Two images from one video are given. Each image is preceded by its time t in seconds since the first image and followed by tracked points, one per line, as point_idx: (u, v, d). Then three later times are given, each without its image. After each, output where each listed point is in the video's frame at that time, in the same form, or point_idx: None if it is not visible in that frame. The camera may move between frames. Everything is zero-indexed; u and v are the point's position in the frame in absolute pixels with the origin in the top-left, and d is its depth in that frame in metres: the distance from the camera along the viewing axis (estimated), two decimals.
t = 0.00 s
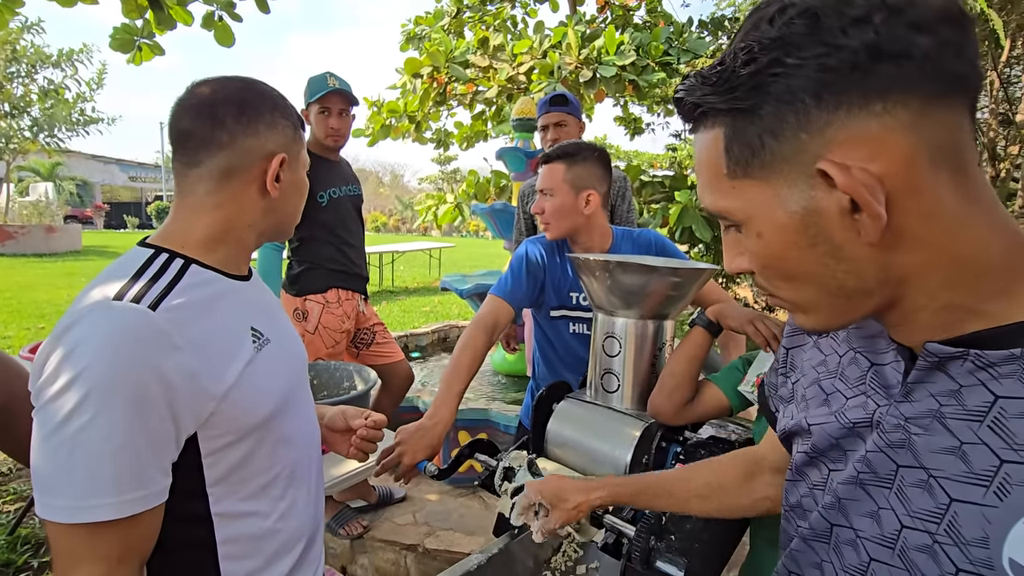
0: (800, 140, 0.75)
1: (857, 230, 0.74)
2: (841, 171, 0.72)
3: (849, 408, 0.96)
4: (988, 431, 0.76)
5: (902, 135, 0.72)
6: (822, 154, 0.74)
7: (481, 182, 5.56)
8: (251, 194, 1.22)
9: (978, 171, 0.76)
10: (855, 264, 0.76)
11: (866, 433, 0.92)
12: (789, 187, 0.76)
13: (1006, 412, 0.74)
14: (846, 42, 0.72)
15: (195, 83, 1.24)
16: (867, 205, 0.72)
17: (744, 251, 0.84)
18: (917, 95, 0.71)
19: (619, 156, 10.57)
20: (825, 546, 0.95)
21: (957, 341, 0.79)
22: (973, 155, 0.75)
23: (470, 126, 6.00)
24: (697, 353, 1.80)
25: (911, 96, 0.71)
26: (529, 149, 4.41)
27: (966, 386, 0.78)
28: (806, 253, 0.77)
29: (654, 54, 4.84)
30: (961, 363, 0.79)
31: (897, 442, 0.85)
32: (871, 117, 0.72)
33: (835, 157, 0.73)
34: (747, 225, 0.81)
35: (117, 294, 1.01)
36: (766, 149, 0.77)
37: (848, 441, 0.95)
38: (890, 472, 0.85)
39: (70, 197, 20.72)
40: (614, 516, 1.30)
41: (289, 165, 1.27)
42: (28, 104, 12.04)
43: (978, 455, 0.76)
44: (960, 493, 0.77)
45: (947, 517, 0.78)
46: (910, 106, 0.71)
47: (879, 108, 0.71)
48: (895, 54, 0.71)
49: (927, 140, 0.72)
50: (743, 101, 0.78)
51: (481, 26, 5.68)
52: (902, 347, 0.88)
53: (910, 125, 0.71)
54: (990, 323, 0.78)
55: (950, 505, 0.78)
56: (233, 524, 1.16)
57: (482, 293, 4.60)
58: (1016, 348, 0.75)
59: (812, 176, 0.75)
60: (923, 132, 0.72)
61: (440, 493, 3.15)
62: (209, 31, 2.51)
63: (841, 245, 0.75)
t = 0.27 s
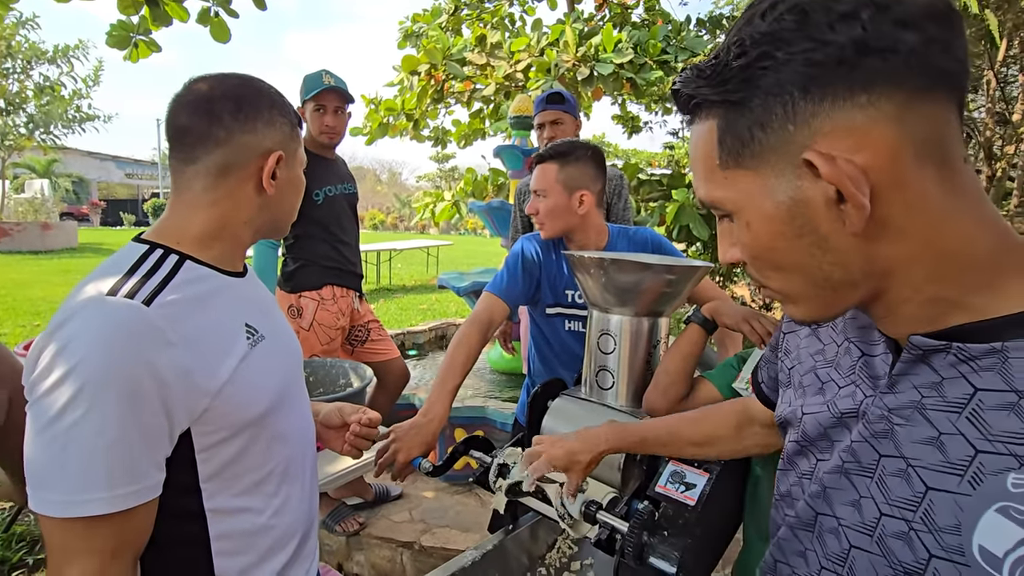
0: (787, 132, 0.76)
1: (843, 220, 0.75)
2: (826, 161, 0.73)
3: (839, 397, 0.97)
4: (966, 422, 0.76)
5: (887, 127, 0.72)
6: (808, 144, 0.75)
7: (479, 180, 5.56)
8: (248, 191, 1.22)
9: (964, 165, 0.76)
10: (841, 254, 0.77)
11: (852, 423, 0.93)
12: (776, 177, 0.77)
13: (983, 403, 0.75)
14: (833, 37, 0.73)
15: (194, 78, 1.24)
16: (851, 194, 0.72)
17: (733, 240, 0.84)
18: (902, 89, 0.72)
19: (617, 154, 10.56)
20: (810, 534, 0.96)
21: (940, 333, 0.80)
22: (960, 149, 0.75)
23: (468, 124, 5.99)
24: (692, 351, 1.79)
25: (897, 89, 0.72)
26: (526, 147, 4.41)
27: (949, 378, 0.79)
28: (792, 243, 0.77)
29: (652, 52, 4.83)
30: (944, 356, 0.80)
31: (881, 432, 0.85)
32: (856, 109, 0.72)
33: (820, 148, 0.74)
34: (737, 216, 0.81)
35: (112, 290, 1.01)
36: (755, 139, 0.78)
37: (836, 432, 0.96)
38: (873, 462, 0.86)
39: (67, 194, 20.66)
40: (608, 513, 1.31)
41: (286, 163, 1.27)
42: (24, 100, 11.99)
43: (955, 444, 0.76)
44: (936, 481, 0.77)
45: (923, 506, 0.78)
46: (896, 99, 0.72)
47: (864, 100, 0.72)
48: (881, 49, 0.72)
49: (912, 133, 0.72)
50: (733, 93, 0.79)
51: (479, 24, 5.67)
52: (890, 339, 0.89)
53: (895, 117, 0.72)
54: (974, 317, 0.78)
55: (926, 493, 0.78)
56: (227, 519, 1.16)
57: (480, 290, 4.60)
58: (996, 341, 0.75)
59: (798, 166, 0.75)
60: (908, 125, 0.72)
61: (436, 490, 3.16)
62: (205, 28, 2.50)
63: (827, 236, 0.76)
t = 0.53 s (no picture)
0: (775, 115, 0.80)
1: (822, 205, 0.78)
2: (806, 145, 0.76)
3: (828, 390, 0.97)
4: (947, 414, 0.77)
5: (870, 116, 0.75)
6: (793, 128, 0.79)
7: (477, 178, 5.56)
8: (239, 186, 1.21)
9: (950, 159, 0.78)
10: (820, 239, 0.80)
11: (840, 416, 0.94)
12: (762, 160, 0.81)
13: (964, 395, 0.76)
14: (825, 25, 0.77)
15: (186, 72, 1.24)
16: (828, 177, 0.76)
17: (722, 223, 0.89)
18: (892, 77, 0.74)
19: (615, 153, 10.54)
20: (799, 526, 0.95)
21: (925, 326, 0.81)
22: (945, 143, 0.77)
23: (466, 122, 5.99)
24: (686, 348, 1.78)
25: (883, 78, 0.74)
26: (524, 145, 4.41)
27: (931, 371, 0.80)
28: (775, 226, 0.81)
29: (650, 50, 4.83)
30: (927, 348, 0.80)
31: (866, 425, 0.86)
32: (840, 97, 0.76)
33: (804, 133, 0.78)
34: (725, 196, 0.86)
35: (100, 287, 1.01)
36: (746, 121, 0.82)
37: (824, 425, 0.96)
38: (858, 454, 0.86)
39: (63, 192, 20.60)
40: (602, 510, 1.31)
41: (278, 157, 1.26)
42: (20, 97, 11.94)
43: (936, 436, 0.77)
44: (918, 472, 0.78)
45: (904, 497, 0.79)
46: (881, 88, 0.75)
47: (849, 88, 0.75)
48: (870, 39, 0.75)
49: (895, 123, 0.75)
50: (730, 75, 0.84)
51: (477, 22, 5.66)
52: (874, 330, 0.90)
53: (879, 106, 0.75)
54: (956, 308, 0.79)
55: (908, 485, 0.79)
56: (217, 517, 1.16)
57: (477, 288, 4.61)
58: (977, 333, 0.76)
59: (783, 149, 0.79)
60: (891, 114, 0.75)
61: (432, 488, 3.16)
62: (202, 25, 2.49)
63: (807, 220, 0.80)
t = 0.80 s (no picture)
0: (768, 107, 0.81)
1: (809, 196, 0.79)
2: (795, 136, 0.77)
3: (821, 386, 0.98)
4: (936, 409, 0.78)
5: (859, 109, 0.76)
6: (785, 120, 0.79)
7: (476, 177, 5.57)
8: (234, 182, 1.22)
9: (940, 156, 0.78)
10: (808, 229, 0.81)
11: (832, 412, 0.94)
12: (755, 151, 0.82)
13: (953, 390, 0.77)
14: (820, 19, 0.78)
15: (175, 68, 1.24)
16: (814, 168, 0.77)
17: (716, 214, 0.89)
18: (882, 72, 0.75)
19: (614, 152, 10.55)
20: (792, 521, 0.96)
21: (914, 321, 0.81)
22: (935, 140, 0.77)
23: (465, 121, 5.99)
24: (684, 346, 1.78)
25: (874, 73, 0.75)
26: (522, 144, 4.42)
27: (921, 366, 0.80)
28: (764, 217, 0.82)
29: (649, 50, 4.84)
30: (917, 344, 0.81)
31: (857, 420, 0.87)
32: (831, 91, 0.76)
33: (795, 125, 0.78)
34: (719, 185, 0.86)
35: (97, 286, 1.01)
36: (741, 112, 0.83)
37: (816, 420, 0.97)
38: (849, 449, 0.87)
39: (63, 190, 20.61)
40: (600, 508, 1.32)
41: (271, 151, 1.26)
42: (19, 95, 11.94)
43: (926, 431, 0.78)
44: (907, 467, 0.79)
45: (894, 491, 0.80)
46: (871, 83, 0.75)
47: (841, 82, 0.76)
48: (862, 35, 0.76)
49: (883, 117, 0.75)
50: (727, 67, 0.85)
51: (476, 21, 5.66)
52: (866, 326, 0.91)
53: (868, 100, 0.75)
54: (943, 303, 0.80)
55: (898, 479, 0.80)
56: (218, 514, 1.17)
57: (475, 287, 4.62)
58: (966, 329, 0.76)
59: (774, 140, 0.80)
60: (881, 109, 0.75)
61: (431, 486, 3.16)
62: (201, 24, 2.50)
63: (795, 211, 0.80)
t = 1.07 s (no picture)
0: (766, 110, 0.81)
1: (805, 197, 0.80)
2: (792, 138, 0.78)
3: (816, 385, 0.98)
4: (931, 407, 0.78)
5: (854, 112, 0.76)
6: (783, 122, 0.80)
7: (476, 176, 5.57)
8: (233, 181, 1.22)
9: (936, 158, 0.79)
10: (804, 229, 0.81)
11: (828, 411, 0.94)
12: (754, 152, 0.82)
13: (947, 389, 0.77)
14: (817, 22, 0.78)
15: (169, 68, 1.24)
16: (810, 169, 0.77)
17: (716, 214, 0.90)
18: (878, 76, 0.75)
19: (614, 152, 10.55)
20: (788, 519, 0.96)
21: (908, 321, 0.82)
22: (931, 143, 0.78)
23: (465, 120, 5.99)
24: (685, 346, 1.78)
25: (870, 76, 0.75)
26: (523, 144, 4.42)
27: (915, 365, 0.81)
28: (762, 217, 0.82)
29: (649, 50, 4.85)
30: (912, 344, 0.81)
31: (852, 419, 0.87)
32: (828, 95, 0.77)
33: (793, 127, 0.79)
34: (718, 186, 0.87)
35: (98, 288, 1.02)
36: (740, 115, 0.83)
37: (813, 419, 0.97)
38: (845, 447, 0.87)
39: (62, 189, 20.60)
40: (600, 508, 1.32)
41: (269, 149, 1.26)
42: (19, 94, 11.94)
43: (920, 429, 0.78)
44: (901, 464, 0.79)
45: (890, 489, 0.80)
46: (867, 86, 0.76)
47: (838, 86, 0.76)
48: (859, 39, 0.76)
49: (879, 120, 0.76)
50: (727, 70, 0.85)
51: (477, 20, 5.66)
52: (862, 326, 0.92)
53: (863, 102, 0.76)
54: (937, 303, 0.80)
55: (893, 476, 0.80)
56: (219, 514, 1.17)
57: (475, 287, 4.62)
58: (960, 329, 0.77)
59: (772, 142, 0.80)
60: (877, 111, 0.76)
61: (431, 485, 3.16)
62: (201, 22, 2.50)
63: (792, 211, 0.81)
